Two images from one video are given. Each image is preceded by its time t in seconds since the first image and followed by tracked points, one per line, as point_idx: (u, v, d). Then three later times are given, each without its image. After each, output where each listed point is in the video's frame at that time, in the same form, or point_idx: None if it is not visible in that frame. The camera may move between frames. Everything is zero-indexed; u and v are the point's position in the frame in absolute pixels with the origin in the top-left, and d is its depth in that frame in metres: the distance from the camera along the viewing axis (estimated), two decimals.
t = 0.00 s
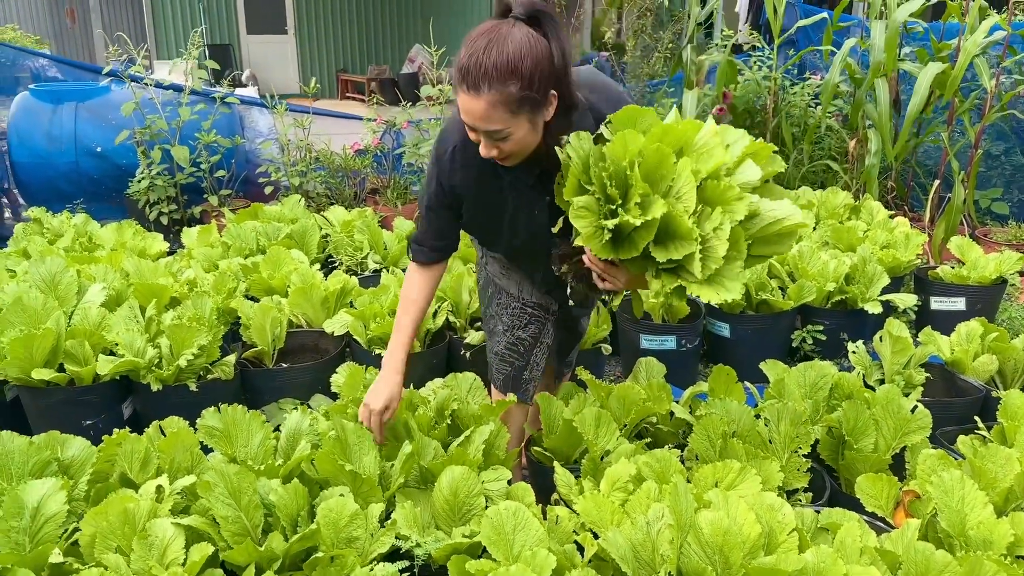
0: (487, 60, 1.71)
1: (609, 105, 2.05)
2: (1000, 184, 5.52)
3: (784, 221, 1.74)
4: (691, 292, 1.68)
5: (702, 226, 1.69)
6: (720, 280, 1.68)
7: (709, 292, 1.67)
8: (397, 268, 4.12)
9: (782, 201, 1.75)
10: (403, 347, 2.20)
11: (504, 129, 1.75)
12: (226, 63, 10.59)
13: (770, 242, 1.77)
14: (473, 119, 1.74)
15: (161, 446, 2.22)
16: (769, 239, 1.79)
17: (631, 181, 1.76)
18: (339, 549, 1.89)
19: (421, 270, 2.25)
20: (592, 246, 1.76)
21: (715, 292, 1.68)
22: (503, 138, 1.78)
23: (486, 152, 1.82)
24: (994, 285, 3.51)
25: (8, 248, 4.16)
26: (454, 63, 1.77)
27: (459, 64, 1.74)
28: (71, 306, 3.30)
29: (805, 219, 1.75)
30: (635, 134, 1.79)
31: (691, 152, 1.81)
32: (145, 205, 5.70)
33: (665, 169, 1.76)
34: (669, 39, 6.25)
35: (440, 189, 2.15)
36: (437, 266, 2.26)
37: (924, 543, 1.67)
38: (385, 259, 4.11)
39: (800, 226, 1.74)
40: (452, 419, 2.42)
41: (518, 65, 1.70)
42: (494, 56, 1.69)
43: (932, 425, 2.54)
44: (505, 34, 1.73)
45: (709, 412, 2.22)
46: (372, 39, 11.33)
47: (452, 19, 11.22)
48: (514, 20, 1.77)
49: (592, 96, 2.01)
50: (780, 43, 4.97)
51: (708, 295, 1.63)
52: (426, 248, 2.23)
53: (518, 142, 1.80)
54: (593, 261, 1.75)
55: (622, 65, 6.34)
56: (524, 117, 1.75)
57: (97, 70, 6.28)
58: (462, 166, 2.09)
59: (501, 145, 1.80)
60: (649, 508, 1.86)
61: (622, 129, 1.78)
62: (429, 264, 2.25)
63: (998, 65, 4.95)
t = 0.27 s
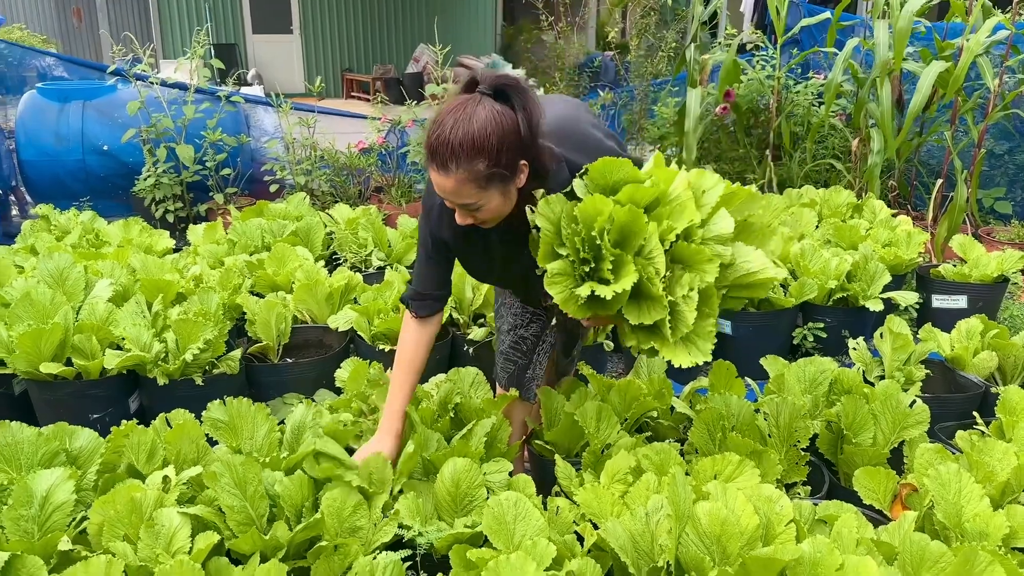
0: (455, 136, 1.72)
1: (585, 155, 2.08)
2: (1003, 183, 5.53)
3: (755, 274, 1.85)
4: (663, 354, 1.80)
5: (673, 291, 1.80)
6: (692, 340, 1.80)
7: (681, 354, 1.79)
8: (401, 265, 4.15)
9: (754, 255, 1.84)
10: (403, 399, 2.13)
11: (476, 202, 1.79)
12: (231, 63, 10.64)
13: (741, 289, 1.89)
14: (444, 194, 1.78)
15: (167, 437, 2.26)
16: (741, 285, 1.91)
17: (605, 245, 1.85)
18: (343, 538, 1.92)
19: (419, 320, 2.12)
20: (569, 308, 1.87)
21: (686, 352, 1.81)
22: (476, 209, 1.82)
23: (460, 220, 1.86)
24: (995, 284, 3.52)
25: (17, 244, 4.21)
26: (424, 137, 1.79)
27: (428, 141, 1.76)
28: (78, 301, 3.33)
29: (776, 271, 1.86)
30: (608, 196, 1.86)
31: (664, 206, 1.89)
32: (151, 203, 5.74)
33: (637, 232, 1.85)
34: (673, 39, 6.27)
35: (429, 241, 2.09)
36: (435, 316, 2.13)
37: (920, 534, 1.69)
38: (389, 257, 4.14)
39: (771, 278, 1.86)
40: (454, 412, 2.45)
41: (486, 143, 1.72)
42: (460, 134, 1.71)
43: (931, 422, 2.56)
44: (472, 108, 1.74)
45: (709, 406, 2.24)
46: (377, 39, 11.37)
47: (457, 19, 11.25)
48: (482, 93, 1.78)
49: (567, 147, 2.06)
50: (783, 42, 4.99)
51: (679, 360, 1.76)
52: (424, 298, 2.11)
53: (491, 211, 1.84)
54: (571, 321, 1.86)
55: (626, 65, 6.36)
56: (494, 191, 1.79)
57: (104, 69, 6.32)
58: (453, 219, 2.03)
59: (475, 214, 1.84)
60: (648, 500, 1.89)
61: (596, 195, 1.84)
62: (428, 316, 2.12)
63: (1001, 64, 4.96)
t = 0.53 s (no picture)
0: (463, 170, 1.74)
1: (585, 179, 2.11)
2: (1012, 179, 5.51)
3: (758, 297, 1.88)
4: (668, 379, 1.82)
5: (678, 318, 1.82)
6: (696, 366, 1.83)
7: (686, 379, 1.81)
8: (410, 258, 4.17)
9: (758, 278, 1.88)
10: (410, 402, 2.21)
11: (480, 233, 1.81)
12: (240, 60, 10.67)
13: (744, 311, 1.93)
14: (450, 225, 1.80)
15: (180, 422, 2.28)
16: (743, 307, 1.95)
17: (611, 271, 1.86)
18: (355, 519, 1.94)
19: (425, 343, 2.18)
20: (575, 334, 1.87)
21: (692, 375, 1.85)
22: (480, 239, 1.85)
23: (464, 249, 1.89)
24: (1004, 277, 3.52)
25: (29, 236, 4.24)
26: (431, 167, 1.80)
27: (436, 172, 1.77)
28: (91, 290, 3.36)
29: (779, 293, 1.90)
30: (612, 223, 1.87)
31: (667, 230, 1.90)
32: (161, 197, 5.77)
33: (642, 258, 1.86)
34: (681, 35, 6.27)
35: (434, 264, 2.16)
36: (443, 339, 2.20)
37: (928, 517, 1.71)
38: (398, 249, 4.17)
39: (774, 301, 1.89)
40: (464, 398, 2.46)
41: (493, 177, 1.73)
42: (468, 168, 1.73)
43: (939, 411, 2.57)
44: (480, 142, 1.76)
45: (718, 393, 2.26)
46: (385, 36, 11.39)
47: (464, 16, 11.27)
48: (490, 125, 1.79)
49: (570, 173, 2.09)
50: (792, 37, 4.99)
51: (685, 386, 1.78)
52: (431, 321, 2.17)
53: (495, 241, 1.87)
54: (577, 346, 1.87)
55: (634, 60, 6.36)
56: (499, 223, 1.81)
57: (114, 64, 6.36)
58: (456, 244, 2.08)
59: (479, 244, 1.87)
60: (657, 483, 1.90)
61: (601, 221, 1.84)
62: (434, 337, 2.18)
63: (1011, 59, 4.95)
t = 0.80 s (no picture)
0: (477, 163, 1.74)
1: (597, 175, 2.11)
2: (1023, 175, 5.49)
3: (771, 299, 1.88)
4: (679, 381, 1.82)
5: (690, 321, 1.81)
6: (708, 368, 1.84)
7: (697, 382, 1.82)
8: (418, 252, 4.18)
9: (769, 280, 1.88)
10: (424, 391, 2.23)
11: (494, 226, 1.82)
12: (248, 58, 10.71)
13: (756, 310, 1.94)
14: (463, 219, 1.80)
15: (191, 411, 2.29)
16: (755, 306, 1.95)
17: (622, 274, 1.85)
18: (365, 506, 1.95)
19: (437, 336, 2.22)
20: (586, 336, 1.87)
21: (703, 377, 1.85)
22: (493, 233, 1.86)
23: (477, 243, 1.90)
24: (1015, 272, 3.51)
25: (40, 230, 4.27)
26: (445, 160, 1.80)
27: (450, 165, 1.78)
28: (101, 283, 3.38)
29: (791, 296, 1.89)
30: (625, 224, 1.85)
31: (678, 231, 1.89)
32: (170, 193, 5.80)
33: (654, 260, 1.85)
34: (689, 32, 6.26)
35: (446, 257, 2.16)
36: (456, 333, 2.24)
37: (939, 507, 1.70)
38: (406, 244, 4.18)
39: (786, 303, 1.89)
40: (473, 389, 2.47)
41: (507, 170, 1.74)
42: (482, 161, 1.73)
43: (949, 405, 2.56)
44: (494, 135, 1.77)
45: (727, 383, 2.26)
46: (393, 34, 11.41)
47: (472, 14, 11.28)
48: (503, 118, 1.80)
49: (580, 167, 2.09)
50: (801, 33, 4.97)
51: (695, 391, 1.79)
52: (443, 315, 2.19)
53: (507, 235, 1.88)
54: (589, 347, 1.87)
55: (642, 57, 6.36)
56: (512, 217, 1.82)
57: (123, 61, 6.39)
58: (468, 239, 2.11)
59: (492, 237, 1.88)
60: (667, 472, 1.90)
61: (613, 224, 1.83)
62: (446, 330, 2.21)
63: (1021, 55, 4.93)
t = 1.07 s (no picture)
0: (498, 129, 1.75)
1: (613, 153, 2.11)
2: None
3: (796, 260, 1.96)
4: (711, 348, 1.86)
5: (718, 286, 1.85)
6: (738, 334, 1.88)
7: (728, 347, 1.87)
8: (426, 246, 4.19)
9: (795, 242, 1.95)
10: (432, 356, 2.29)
11: (513, 195, 1.83)
12: (256, 55, 10.73)
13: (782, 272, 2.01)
14: (483, 187, 1.81)
15: (201, 400, 2.30)
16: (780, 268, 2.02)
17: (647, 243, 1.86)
18: (374, 493, 1.95)
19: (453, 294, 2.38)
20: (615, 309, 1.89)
21: (733, 342, 1.90)
22: (512, 203, 1.86)
23: (495, 214, 1.90)
24: None
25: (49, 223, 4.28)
26: (464, 129, 1.81)
27: (470, 133, 1.79)
28: (111, 275, 3.39)
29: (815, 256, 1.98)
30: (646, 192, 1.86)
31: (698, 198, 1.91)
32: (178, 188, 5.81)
33: (677, 227, 1.87)
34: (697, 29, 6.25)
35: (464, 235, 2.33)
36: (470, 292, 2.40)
37: (951, 495, 1.70)
38: (414, 238, 4.19)
39: (811, 263, 1.97)
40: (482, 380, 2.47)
41: (528, 136, 1.75)
42: (503, 127, 1.74)
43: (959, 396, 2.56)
44: (514, 102, 1.78)
45: (737, 373, 2.26)
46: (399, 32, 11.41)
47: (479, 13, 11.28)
48: (521, 88, 1.82)
49: (595, 145, 2.10)
50: (810, 29, 4.96)
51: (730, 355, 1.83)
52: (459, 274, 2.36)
53: (526, 206, 1.88)
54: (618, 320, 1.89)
55: (649, 54, 6.35)
56: (531, 185, 1.83)
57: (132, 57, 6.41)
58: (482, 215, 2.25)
59: (510, 208, 1.88)
60: (676, 461, 1.90)
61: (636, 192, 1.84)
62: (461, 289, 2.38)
63: None
